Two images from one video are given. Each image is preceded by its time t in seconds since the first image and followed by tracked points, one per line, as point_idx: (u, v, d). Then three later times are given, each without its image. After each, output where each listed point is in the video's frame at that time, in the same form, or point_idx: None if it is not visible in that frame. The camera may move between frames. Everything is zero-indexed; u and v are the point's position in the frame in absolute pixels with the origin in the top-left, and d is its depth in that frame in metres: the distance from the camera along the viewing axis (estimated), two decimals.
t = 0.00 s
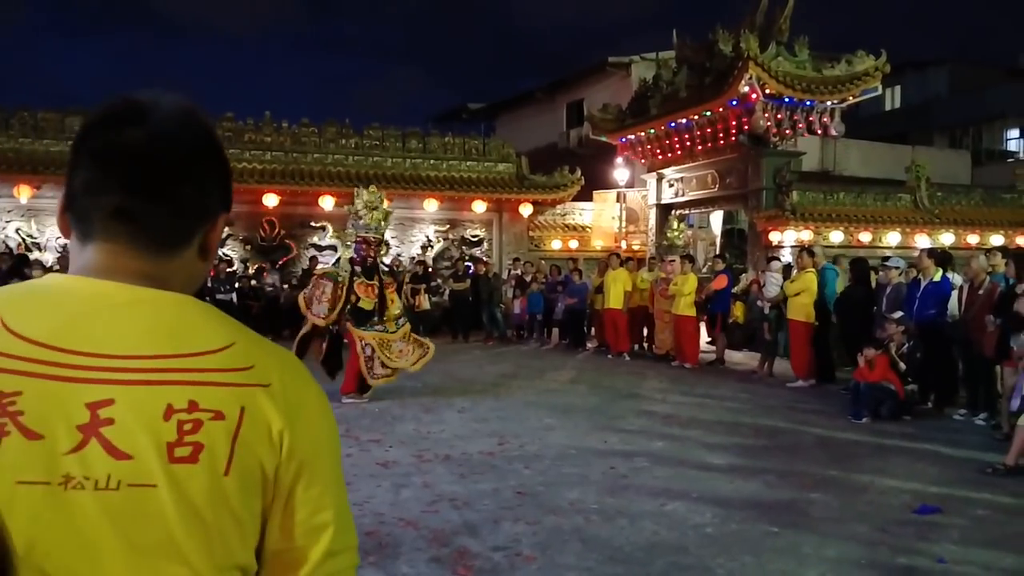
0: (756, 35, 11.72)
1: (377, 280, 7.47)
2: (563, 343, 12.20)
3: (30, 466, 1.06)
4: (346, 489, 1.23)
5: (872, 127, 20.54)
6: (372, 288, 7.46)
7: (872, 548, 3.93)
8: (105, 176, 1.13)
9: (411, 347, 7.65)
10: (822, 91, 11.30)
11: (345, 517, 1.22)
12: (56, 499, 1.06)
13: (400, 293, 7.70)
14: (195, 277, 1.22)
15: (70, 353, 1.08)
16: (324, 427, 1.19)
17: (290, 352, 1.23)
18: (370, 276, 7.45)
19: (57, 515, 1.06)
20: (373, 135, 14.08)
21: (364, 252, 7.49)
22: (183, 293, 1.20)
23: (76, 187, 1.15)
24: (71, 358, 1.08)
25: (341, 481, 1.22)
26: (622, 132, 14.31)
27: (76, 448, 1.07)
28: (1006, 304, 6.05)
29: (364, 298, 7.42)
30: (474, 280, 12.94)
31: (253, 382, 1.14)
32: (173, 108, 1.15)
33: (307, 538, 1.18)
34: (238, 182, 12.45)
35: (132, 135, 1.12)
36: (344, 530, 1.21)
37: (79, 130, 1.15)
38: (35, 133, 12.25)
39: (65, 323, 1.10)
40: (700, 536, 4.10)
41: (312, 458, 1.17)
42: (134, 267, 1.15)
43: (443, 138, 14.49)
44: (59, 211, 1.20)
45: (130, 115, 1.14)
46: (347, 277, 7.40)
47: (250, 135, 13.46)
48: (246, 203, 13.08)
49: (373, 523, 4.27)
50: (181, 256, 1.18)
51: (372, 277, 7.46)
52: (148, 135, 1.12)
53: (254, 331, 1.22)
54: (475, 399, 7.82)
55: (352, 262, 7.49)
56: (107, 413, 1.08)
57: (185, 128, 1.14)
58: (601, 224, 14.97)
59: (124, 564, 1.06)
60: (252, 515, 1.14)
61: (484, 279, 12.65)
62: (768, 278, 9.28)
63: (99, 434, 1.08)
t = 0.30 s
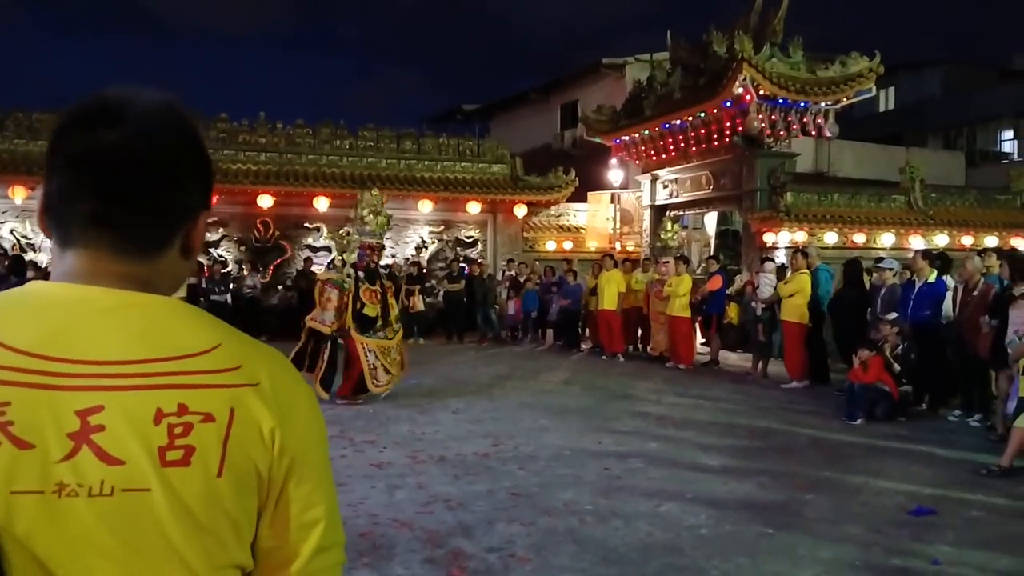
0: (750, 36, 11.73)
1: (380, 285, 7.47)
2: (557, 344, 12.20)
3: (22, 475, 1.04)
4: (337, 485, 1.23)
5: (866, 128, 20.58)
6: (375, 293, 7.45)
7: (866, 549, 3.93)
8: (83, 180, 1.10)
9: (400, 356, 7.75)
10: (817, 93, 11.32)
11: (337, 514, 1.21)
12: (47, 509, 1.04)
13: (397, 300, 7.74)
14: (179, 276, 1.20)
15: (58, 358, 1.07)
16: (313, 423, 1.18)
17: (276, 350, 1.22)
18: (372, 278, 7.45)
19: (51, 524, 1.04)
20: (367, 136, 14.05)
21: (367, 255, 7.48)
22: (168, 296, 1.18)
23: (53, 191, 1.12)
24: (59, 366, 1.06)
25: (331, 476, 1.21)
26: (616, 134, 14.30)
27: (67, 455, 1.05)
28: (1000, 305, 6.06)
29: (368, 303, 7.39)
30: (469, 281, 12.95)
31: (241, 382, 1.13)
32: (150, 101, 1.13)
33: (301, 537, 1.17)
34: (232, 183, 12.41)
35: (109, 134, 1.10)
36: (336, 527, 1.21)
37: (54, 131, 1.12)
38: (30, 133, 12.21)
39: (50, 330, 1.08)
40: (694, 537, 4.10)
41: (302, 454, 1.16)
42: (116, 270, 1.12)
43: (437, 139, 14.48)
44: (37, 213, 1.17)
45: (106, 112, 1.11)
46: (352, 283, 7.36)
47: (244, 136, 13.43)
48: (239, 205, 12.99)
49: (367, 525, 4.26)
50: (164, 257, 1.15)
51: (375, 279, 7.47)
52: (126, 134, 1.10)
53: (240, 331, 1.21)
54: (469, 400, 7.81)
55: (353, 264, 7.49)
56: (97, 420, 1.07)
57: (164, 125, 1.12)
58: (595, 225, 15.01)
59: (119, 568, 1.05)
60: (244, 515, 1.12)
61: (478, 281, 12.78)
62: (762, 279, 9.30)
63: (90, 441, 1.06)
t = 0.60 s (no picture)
0: (748, 36, 11.72)
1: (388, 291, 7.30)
2: (555, 343, 12.20)
3: (7, 489, 1.05)
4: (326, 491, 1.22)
5: (864, 128, 20.58)
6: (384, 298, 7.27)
7: (864, 548, 3.93)
8: (65, 181, 1.08)
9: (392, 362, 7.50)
10: (815, 92, 11.31)
11: (326, 521, 1.21)
12: (31, 522, 1.05)
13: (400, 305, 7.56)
14: (167, 271, 1.19)
15: (42, 370, 1.06)
16: (303, 433, 1.18)
17: (267, 355, 1.21)
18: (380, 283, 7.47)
19: (34, 538, 1.05)
20: (365, 135, 14.04)
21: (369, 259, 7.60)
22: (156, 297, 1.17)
23: (34, 190, 1.10)
24: (44, 377, 1.06)
25: (320, 484, 1.21)
26: (614, 133, 14.30)
27: (51, 470, 1.06)
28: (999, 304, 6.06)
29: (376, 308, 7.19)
30: (466, 281, 12.94)
31: (228, 394, 1.13)
32: (134, 91, 1.10)
33: (288, 546, 1.17)
34: (230, 182, 12.39)
35: (94, 129, 1.08)
36: (324, 534, 1.21)
37: (34, 126, 1.10)
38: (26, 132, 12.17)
39: (34, 338, 1.07)
40: (692, 536, 4.09)
41: (290, 464, 1.16)
42: (103, 273, 1.11)
43: (435, 138, 14.46)
44: (19, 210, 1.15)
45: (88, 104, 1.09)
46: (361, 288, 7.12)
47: (241, 135, 13.40)
48: (237, 203, 12.96)
49: (365, 524, 4.24)
50: (152, 255, 1.14)
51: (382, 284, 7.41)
52: (112, 127, 1.08)
53: (230, 335, 1.20)
54: (467, 400, 7.80)
55: (362, 269, 7.61)
56: (81, 434, 1.07)
57: (151, 118, 1.10)
58: (592, 224, 14.93)
59: None
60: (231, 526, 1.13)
61: (476, 281, 12.79)
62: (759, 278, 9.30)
63: (74, 456, 1.06)
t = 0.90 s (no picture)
0: (747, 34, 11.70)
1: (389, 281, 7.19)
2: (556, 342, 12.20)
3: None
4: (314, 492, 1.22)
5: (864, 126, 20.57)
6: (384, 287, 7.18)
7: (864, 547, 3.92)
8: (47, 181, 1.07)
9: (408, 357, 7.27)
10: (814, 90, 11.29)
11: (314, 522, 1.21)
12: (17, 531, 1.04)
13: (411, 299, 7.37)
14: (152, 269, 1.19)
15: (28, 374, 1.05)
16: (292, 433, 1.17)
17: (255, 356, 1.20)
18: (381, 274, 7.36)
19: (20, 547, 1.04)
20: (364, 134, 14.02)
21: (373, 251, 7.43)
22: (141, 297, 1.16)
23: (14, 189, 1.08)
24: (30, 383, 1.05)
25: (308, 484, 1.20)
26: (614, 131, 14.29)
27: (37, 477, 1.05)
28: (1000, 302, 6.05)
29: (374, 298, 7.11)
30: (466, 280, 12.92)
31: (217, 398, 1.12)
32: (119, 85, 1.10)
33: (277, 549, 1.17)
34: (229, 182, 12.37)
35: (79, 125, 1.06)
36: (314, 536, 1.20)
37: (11, 122, 1.08)
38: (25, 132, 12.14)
39: (19, 342, 1.06)
40: (693, 535, 4.08)
41: (279, 467, 1.16)
42: (86, 274, 1.10)
43: (434, 137, 14.45)
44: None
45: (71, 98, 1.07)
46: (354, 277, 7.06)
47: (240, 134, 13.37)
48: (236, 203, 12.95)
49: (365, 523, 4.23)
50: (138, 254, 1.14)
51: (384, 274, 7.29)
52: (97, 123, 1.07)
53: (217, 335, 1.19)
54: (466, 399, 7.79)
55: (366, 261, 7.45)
56: (66, 440, 1.06)
57: (137, 113, 1.09)
58: (592, 223, 14.69)
59: None
60: (219, 531, 1.12)
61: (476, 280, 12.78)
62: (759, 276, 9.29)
63: (59, 463, 1.05)
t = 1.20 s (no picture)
0: (748, 33, 11.70)
1: (376, 280, 7.05)
2: (556, 341, 12.19)
3: None
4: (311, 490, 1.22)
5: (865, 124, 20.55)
6: (374, 288, 7.07)
7: (864, 546, 3.91)
8: (40, 180, 1.06)
9: (403, 354, 7.08)
10: (815, 88, 11.28)
11: (311, 520, 1.21)
12: (14, 530, 1.04)
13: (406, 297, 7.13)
14: (146, 269, 1.19)
15: (24, 374, 1.05)
16: (287, 431, 1.17)
17: (249, 353, 1.20)
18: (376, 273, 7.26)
19: (18, 546, 1.04)
20: (364, 133, 14.03)
21: (370, 248, 7.21)
22: (135, 296, 1.16)
23: (5, 188, 1.08)
24: (26, 382, 1.05)
25: (305, 482, 1.20)
26: (614, 129, 14.29)
27: (33, 475, 1.04)
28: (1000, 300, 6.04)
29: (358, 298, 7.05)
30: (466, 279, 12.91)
31: (212, 396, 1.11)
32: (111, 82, 1.09)
33: (275, 546, 1.17)
34: (229, 181, 12.38)
35: (70, 125, 1.06)
36: (310, 534, 1.20)
37: (0, 122, 1.07)
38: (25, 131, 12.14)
39: (15, 341, 1.06)
40: (693, 534, 4.08)
41: (275, 464, 1.15)
42: (79, 275, 1.10)
43: (435, 136, 14.44)
44: None
45: (62, 98, 1.07)
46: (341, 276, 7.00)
47: (241, 133, 13.37)
48: (237, 202, 12.95)
49: (365, 522, 4.23)
50: (132, 255, 1.13)
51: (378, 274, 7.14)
52: (88, 123, 1.06)
53: (211, 333, 1.19)
54: (467, 397, 7.78)
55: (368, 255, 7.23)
56: (62, 438, 1.05)
57: (128, 113, 1.09)
58: (592, 222, 14.82)
59: None
60: (217, 528, 1.12)
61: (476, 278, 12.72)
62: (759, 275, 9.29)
63: (55, 461, 1.05)
